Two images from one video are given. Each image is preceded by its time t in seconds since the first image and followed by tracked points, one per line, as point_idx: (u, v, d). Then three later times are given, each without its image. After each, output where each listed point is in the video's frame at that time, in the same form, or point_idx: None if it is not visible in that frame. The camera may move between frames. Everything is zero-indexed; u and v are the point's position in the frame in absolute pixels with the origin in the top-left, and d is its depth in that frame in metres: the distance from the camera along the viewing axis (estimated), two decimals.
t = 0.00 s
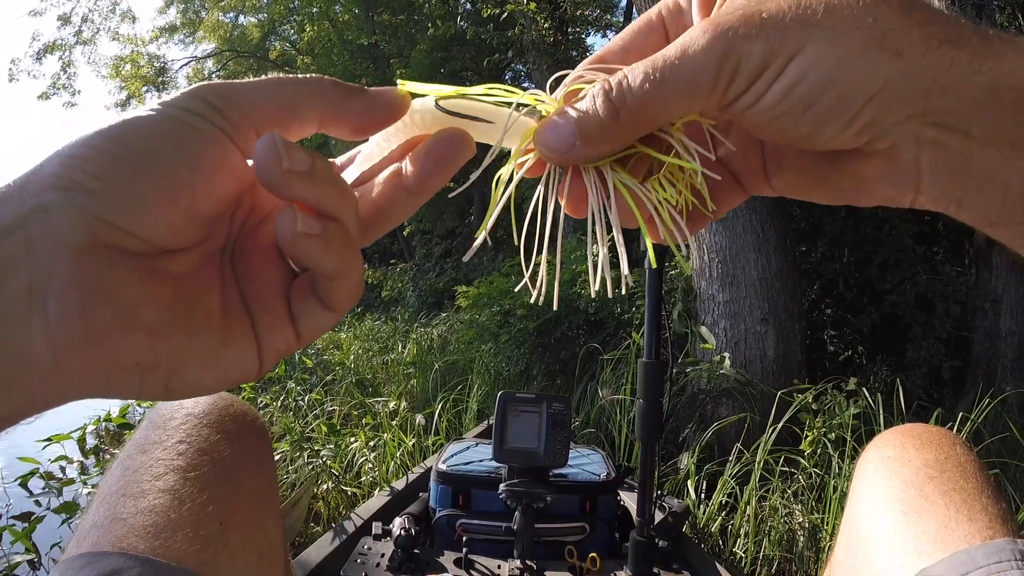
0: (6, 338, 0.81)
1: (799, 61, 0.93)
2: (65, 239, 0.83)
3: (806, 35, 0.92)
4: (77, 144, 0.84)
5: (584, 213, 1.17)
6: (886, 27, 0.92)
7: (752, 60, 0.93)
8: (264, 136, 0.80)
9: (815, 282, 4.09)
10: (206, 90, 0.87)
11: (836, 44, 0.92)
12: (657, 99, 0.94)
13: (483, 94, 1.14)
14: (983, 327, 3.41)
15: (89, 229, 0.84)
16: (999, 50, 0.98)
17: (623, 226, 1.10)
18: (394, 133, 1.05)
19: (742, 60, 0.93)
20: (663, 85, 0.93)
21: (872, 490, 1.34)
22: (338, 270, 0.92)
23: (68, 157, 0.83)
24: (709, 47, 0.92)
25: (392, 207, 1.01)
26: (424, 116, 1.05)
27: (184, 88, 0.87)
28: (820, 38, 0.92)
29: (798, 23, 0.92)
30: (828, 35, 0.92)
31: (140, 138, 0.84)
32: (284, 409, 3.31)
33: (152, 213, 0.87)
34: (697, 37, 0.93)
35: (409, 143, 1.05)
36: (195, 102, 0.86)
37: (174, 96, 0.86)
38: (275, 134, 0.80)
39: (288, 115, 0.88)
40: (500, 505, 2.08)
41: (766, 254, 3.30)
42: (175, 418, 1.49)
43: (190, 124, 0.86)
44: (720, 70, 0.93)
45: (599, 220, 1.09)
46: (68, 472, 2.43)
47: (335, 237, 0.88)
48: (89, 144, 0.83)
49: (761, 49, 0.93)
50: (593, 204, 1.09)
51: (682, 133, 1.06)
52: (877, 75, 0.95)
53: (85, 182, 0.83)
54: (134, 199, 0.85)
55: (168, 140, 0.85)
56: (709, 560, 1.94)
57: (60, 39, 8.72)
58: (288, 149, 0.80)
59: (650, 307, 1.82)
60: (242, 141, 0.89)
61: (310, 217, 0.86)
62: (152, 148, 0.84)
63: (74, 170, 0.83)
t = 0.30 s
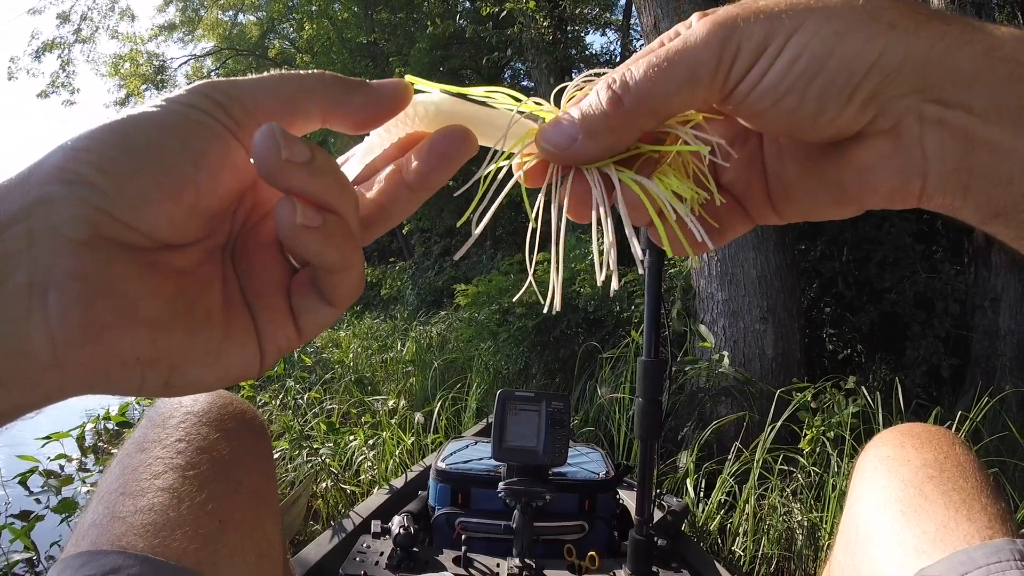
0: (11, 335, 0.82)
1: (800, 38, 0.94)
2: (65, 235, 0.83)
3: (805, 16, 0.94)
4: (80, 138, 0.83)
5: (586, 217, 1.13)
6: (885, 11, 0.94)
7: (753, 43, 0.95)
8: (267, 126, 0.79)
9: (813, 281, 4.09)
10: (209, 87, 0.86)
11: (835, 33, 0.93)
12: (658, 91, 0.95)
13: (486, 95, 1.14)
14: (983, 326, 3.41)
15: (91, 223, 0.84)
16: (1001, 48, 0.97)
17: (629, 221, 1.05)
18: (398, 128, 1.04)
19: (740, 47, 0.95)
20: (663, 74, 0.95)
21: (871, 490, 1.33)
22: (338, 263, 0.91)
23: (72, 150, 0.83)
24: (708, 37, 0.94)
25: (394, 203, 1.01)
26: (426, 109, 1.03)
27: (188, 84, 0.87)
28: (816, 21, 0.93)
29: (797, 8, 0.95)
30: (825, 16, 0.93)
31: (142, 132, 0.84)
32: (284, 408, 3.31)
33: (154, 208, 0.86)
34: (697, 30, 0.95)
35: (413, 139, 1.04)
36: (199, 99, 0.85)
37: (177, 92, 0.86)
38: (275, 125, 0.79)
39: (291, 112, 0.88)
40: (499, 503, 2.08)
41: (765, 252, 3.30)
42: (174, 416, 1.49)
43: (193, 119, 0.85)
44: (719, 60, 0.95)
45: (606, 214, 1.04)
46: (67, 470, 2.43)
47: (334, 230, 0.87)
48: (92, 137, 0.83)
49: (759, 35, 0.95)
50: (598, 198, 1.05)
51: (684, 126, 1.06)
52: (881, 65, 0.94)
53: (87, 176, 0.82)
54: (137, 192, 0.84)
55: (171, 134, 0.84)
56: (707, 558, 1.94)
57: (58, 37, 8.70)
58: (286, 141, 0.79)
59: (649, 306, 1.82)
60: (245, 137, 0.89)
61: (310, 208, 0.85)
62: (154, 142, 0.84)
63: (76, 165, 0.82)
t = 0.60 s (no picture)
0: (13, 343, 0.82)
1: (800, 60, 0.92)
2: (68, 245, 0.83)
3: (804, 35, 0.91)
4: (81, 147, 0.83)
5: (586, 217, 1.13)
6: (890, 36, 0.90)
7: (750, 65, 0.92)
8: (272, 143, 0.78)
9: (813, 279, 4.06)
10: (211, 94, 0.85)
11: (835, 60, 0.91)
12: (657, 104, 0.94)
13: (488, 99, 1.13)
14: (982, 325, 3.41)
15: (92, 234, 0.83)
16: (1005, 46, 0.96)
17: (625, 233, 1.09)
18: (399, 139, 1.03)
19: (741, 64, 0.93)
20: (662, 90, 0.94)
21: (870, 489, 1.33)
22: (344, 278, 0.92)
23: (73, 160, 0.82)
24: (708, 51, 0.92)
25: (396, 214, 1.00)
26: (430, 125, 1.04)
27: (189, 91, 0.86)
28: (816, 45, 0.91)
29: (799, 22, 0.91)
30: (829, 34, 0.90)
31: (143, 142, 0.83)
32: (283, 407, 3.31)
33: (155, 218, 0.86)
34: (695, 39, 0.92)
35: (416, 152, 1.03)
36: (200, 107, 0.84)
37: (178, 100, 0.85)
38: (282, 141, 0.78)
39: (293, 120, 0.86)
40: (499, 501, 2.07)
41: (764, 251, 3.30)
42: (174, 415, 1.49)
43: (194, 128, 0.84)
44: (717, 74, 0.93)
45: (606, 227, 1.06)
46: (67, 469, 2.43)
47: (340, 245, 0.88)
48: (92, 147, 0.83)
49: (761, 49, 0.92)
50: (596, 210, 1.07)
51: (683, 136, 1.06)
52: (888, 87, 0.93)
53: (87, 186, 0.82)
54: (137, 203, 0.84)
55: (171, 144, 0.84)
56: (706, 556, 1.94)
57: (57, 36, 8.68)
58: (297, 159, 0.79)
59: (648, 304, 1.82)
60: (246, 147, 0.88)
61: (317, 224, 0.86)
62: (155, 152, 0.83)
63: (78, 174, 0.82)
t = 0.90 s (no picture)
0: (17, 352, 0.82)
1: (821, 128, 0.83)
2: (71, 253, 0.82)
3: (830, 103, 0.80)
4: (81, 152, 0.82)
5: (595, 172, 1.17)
6: (921, 107, 0.80)
7: (771, 120, 0.83)
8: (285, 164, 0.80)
9: (813, 277, 4.05)
10: (209, 92, 0.83)
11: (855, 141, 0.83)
12: (668, 123, 0.85)
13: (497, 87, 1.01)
14: (982, 324, 3.41)
15: (93, 242, 0.83)
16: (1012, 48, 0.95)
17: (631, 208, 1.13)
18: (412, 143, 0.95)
19: (759, 115, 0.82)
20: (680, 120, 0.84)
21: (870, 489, 1.33)
22: (353, 293, 0.93)
23: (72, 167, 0.82)
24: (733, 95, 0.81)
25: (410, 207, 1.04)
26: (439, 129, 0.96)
27: (187, 90, 0.84)
28: (836, 120, 0.82)
29: (827, 82, 0.79)
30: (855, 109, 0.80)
31: (142, 146, 0.82)
32: (282, 406, 3.31)
33: (155, 224, 0.85)
34: (719, 69, 0.80)
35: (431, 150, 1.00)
36: (198, 106, 0.83)
37: (175, 100, 0.83)
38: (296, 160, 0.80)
39: (300, 120, 0.83)
40: (499, 500, 2.07)
41: (764, 249, 3.30)
42: (173, 415, 1.49)
43: (191, 129, 0.83)
44: (740, 112, 0.83)
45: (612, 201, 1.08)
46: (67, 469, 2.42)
47: (352, 257, 0.89)
48: (90, 152, 0.82)
49: (780, 110, 0.82)
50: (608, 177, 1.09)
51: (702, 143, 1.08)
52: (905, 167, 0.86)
53: (87, 194, 0.82)
54: (138, 208, 0.83)
55: (171, 147, 0.83)
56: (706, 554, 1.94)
57: (56, 35, 8.65)
58: (309, 175, 0.81)
59: (648, 302, 1.81)
60: (246, 146, 0.86)
61: (328, 241, 0.88)
62: (155, 156, 0.82)
63: (77, 180, 0.81)
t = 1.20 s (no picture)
0: (20, 352, 0.82)
1: (832, 154, 0.77)
2: (74, 255, 0.82)
3: (845, 130, 0.74)
4: (80, 150, 0.81)
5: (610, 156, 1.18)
6: (944, 139, 0.73)
7: (779, 140, 0.77)
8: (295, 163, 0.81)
9: (812, 274, 4.06)
10: (211, 88, 0.80)
11: (869, 168, 0.77)
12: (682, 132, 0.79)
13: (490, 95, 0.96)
14: (982, 320, 3.40)
15: (94, 243, 0.82)
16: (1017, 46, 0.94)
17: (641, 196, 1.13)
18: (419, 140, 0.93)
19: (778, 131, 0.76)
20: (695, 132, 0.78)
21: (871, 490, 1.33)
22: (356, 297, 0.93)
23: (71, 167, 0.80)
24: (748, 114, 0.74)
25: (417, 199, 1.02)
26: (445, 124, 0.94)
27: (188, 85, 0.81)
28: (852, 147, 0.75)
29: (846, 109, 0.72)
30: (873, 137, 0.73)
31: (141, 144, 0.80)
32: (282, 405, 3.30)
33: (157, 224, 0.84)
34: (735, 83, 0.73)
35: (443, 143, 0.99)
36: (198, 103, 0.80)
37: (176, 95, 0.81)
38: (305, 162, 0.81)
39: (307, 117, 0.81)
40: (499, 500, 2.07)
41: (763, 247, 3.29)
42: (173, 420, 1.48)
43: (190, 127, 0.81)
44: (758, 127, 0.76)
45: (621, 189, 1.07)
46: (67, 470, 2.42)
47: (355, 263, 0.89)
48: (90, 151, 0.80)
49: (795, 132, 0.75)
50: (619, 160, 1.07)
51: (717, 148, 1.04)
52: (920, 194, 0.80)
53: (87, 195, 0.81)
54: (140, 208, 0.83)
55: (171, 147, 0.81)
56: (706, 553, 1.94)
57: (55, 35, 8.63)
58: (315, 180, 0.81)
59: (648, 302, 1.81)
60: (249, 143, 0.85)
61: (331, 245, 0.87)
62: (155, 156, 0.81)
63: (78, 180, 0.80)
